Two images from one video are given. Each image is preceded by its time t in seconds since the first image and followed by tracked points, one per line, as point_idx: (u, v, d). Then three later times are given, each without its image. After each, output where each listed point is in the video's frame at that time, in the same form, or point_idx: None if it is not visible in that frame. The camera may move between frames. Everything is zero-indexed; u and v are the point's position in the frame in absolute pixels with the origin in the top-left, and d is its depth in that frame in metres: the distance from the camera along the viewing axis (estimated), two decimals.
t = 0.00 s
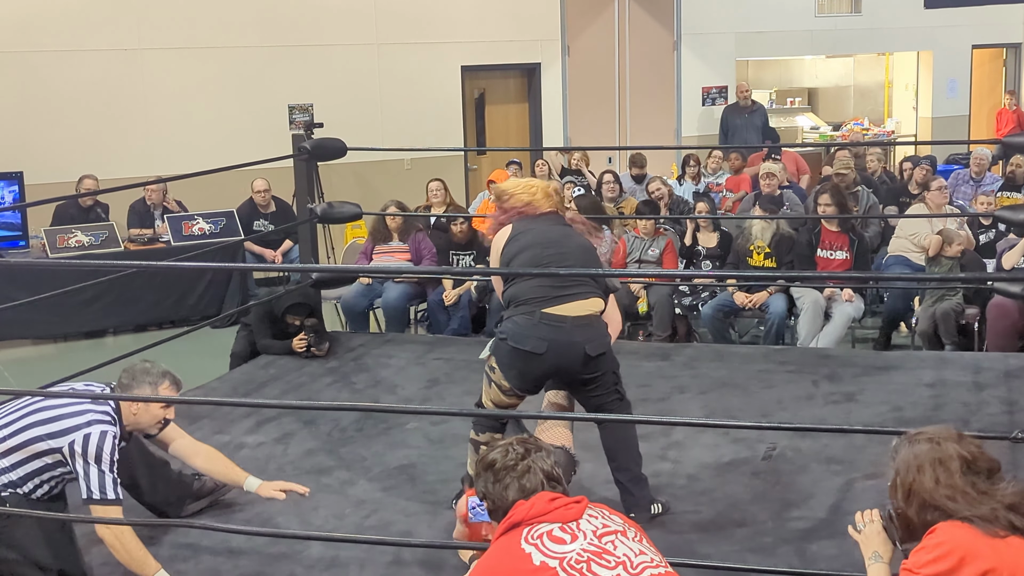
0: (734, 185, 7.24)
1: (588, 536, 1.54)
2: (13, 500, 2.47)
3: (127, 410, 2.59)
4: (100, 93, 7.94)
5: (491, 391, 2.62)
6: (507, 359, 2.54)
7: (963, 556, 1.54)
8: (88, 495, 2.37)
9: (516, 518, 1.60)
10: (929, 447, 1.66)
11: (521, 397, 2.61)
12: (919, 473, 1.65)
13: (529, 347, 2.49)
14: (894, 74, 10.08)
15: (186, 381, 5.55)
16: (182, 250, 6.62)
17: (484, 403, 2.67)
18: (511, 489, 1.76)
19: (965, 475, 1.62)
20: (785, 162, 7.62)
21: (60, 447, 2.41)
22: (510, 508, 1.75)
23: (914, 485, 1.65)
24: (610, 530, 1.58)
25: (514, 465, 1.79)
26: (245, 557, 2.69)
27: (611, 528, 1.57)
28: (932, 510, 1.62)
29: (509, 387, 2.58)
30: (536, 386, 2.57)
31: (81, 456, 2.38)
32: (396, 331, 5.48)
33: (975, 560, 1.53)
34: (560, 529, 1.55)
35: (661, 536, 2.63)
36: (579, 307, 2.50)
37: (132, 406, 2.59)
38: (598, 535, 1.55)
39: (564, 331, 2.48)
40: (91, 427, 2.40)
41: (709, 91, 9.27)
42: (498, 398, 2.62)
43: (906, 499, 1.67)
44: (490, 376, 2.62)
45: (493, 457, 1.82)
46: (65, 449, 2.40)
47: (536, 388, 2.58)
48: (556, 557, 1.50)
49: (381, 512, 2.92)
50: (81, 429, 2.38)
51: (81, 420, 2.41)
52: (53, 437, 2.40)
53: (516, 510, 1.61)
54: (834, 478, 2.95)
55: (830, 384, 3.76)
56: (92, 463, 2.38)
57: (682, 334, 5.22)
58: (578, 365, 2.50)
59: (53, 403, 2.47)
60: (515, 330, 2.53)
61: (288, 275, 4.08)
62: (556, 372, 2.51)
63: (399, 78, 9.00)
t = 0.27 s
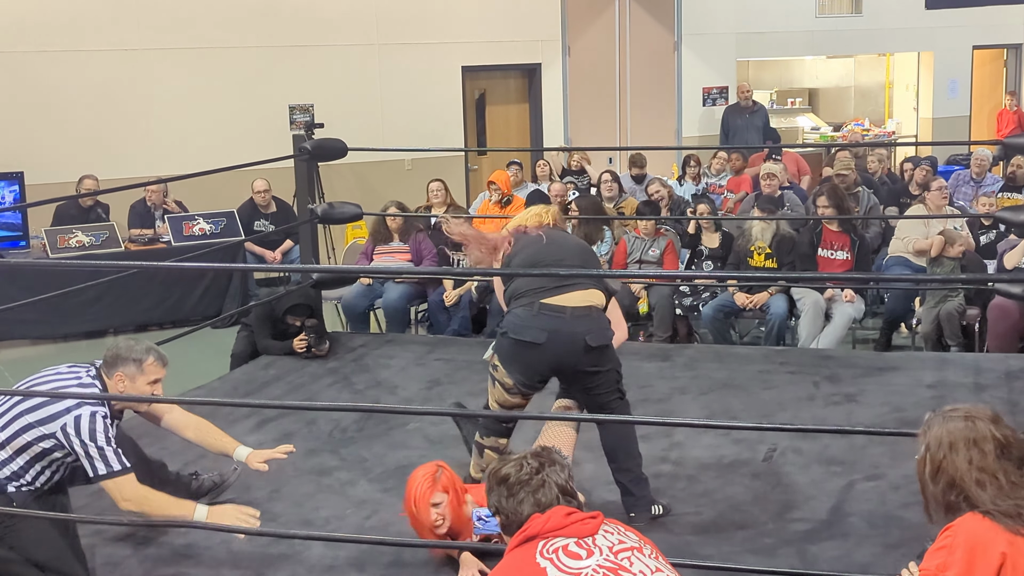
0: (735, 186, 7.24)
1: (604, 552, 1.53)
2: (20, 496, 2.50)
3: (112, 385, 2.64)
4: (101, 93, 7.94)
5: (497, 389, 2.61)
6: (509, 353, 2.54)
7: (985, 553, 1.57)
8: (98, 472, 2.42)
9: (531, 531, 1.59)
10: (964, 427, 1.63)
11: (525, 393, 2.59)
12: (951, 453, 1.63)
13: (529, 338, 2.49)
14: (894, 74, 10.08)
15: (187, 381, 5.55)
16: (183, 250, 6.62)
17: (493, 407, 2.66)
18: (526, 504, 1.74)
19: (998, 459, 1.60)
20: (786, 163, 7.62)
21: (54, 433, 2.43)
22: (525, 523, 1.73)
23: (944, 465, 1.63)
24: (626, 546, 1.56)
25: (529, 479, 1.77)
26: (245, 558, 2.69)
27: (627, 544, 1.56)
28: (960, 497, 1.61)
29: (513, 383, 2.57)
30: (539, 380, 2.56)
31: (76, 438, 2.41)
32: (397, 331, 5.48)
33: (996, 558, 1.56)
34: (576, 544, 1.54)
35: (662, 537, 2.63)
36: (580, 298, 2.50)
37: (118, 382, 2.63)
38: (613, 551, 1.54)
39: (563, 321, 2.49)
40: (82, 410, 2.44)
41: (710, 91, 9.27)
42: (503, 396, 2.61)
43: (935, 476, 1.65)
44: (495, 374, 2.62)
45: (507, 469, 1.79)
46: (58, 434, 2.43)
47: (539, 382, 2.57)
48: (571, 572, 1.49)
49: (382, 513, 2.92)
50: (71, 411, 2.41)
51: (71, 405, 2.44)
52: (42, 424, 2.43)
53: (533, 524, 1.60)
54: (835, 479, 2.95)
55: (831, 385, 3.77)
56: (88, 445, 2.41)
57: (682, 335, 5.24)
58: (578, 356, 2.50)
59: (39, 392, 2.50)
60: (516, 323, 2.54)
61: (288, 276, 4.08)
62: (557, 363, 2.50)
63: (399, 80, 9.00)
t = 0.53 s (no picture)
0: (735, 187, 7.24)
1: (610, 561, 1.53)
2: (15, 497, 2.54)
3: (94, 376, 2.67)
4: (101, 93, 7.94)
5: (491, 383, 2.64)
6: (499, 343, 2.58)
7: (979, 556, 1.58)
8: (93, 450, 2.54)
9: (536, 541, 1.60)
10: (980, 426, 1.63)
11: (518, 387, 2.61)
12: (962, 452, 1.63)
13: (514, 329, 2.52)
14: (894, 75, 10.09)
15: (188, 381, 5.55)
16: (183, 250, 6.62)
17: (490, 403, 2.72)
18: (530, 513, 1.73)
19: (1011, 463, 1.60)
20: (785, 163, 7.62)
21: (41, 425, 2.50)
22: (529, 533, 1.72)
23: (956, 463, 1.64)
24: (631, 554, 1.57)
25: (532, 488, 1.77)
26: (246, 558, 2.69)
27: (632, 553, 1.57)
28: (966, 498, 1.62)
29: (506, 375, 2.59)
30: (529, 373, 2.57)
31: (66, 424, 2.50)
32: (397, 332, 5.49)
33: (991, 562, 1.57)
34: (581, 553, 1.55)
35: (662, 538, 2.63)
36: (566, 288, 2.51)
37: (98, 371, 2.67)
38: (619, 560, 1.54)
39: (548, 310, 2.49)
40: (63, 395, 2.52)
41: (709, 92, 9.26)
42: (499, 392, 2.64)
43: (945, 473, 1.65)
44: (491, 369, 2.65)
45: (509, 478, 1.79)
46: (47, 426, 2.50)
47: (530, 375, 2.57)
48: None
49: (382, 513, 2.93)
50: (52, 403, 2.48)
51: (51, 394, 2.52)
52: (27, 419, 2.49)
53: (538, 533, 1.61)
54: (834, 480, 2.95)
55: (831, 386, 3.77)
56: (81, 426, 2.52)
57: (682, 335, 5.25)
58: (565, 346, 2.48)
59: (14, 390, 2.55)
60: (505, 315, 2.58)
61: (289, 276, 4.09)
62: (543, 353, 2.50)
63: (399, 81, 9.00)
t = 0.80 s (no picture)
0: (735, 187, 7.25)
1: (607, 565, 1.54)
2: (3, 499, 2.55)
3: (69, 373, 2.68)
4: (101, 92, 7.95)
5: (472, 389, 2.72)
6: (472, 352, 2.63)
7: (1002, 565, 1.56)
8: (70, 442, 2.53)
9: (533, 545, 1.60)
10: (994, 436, 1.64)
11: (491, 392, 2.67)
12: (978, 462, 1.63)
13: (480, 337, 2.55)
14: (894, 75, 10.09)
15: (188, 381, 5.55)
16: (183, 250, 6.63)
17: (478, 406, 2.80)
18: (524, 519, 1.74)
19: None
20: (785, 163, 7.63)
21: (18, 424, 2.51)
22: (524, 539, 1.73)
23: (972, 474, 1.63)
24: (627, 556, 1.58)
25: (527, 494, 1.77)
26: (244, 558, 2.70)
27: (629, 556, 1.58)
28: (984, 509, 1.61)
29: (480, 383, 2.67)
30: (500, 379, 2.62)
31: (39, 420, 2.50)
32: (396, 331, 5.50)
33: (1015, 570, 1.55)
34: (578, 557, 1.56)
35: (660, 537, 2.64)
36: (528, 295, 2.51)
37: (72, 368, 2.67)
38: (616, 563, 1.55)
39: (511, 318, 2.51)
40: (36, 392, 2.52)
41: (709, 92, 9.26)
42: (480, 397, 2.73)
43: (960, 485, 1.65)
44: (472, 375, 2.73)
45: (502, 485, 1.79)
46: (23, 424, 2.51)
47: (501, 381, 2.62)
48: None
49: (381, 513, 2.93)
50: (25, 399, 2.48)
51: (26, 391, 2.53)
52: (5, 420, 2.51)
53: (534, 537, 1.61)
54: (833, 480, 2.96)
55: (830, 386, 3.78)
56: (54, 421, 2.51)
57: (681, 335, 5.22)
58: (528, 355, 2.50)
59: None
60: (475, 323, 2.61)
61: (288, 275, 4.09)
62: (509, 361, 2.53)
63: (400, 81, 9.01)
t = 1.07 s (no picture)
0: (735, 186, 7.26)
1: (609, 562, 1.55)
2: None
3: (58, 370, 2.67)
4: (101, 91, 7.95)
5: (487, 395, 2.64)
6: (492, 357, 2.57)
7: None
8: (61, 438, 2.53)
9: (534, 544, 1.60)
10: None
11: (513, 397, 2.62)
12: None
13: (508, 342, 2.51)
14: (894, 74, 10.10)
15: (187, 379, 5.56)
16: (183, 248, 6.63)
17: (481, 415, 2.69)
18: (524, 519, 1.74)
19: None
20: (785, 162, 7.64)
21: (9, 422, 2.52)
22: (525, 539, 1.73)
23: None
24: (628, 554, 1.58)
25: (526, 493, 1.78)
26: (245, 556, 2.70)
27: (630, 554, 1.58)
28: None
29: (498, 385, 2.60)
30: (525, 384, 2.58)
31: (29, 417, 2.51)
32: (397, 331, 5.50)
33: None
34: (579, 555, 1.56)
35: (660, 536, 2.64)
36: (555, 295, 2.51)
37: (60, 364, 2.66)
38: (617, 560, 1.56)
39: (541, 320, 2.50)
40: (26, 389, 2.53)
41: (709, 91, 9.26)
42: (493, 402, 2.64)
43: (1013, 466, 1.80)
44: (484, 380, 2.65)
45: (501, 486, 1.80)
46: (13, 421, 2.52)
47: (526, 386, 2.58)
48: None
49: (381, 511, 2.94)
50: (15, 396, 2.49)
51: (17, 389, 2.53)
52: None
53: (535, 536, 1.61)
54: (833, 478, 2.96)
55: (830, 385, 3.78)
56: (44, 417, 2.51)
57: (681, 334, 5.23)
58: (559, 354, 2.50)
59: None
60: (495, 328, 2.56)
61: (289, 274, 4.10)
62: (538, 362, 2.51)
63: (400, 80, 9.01)
